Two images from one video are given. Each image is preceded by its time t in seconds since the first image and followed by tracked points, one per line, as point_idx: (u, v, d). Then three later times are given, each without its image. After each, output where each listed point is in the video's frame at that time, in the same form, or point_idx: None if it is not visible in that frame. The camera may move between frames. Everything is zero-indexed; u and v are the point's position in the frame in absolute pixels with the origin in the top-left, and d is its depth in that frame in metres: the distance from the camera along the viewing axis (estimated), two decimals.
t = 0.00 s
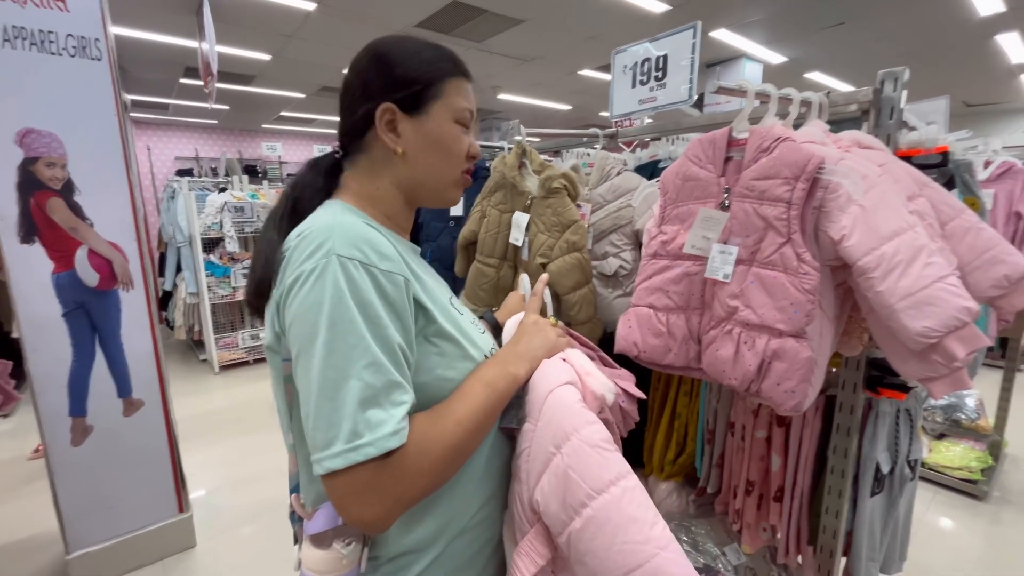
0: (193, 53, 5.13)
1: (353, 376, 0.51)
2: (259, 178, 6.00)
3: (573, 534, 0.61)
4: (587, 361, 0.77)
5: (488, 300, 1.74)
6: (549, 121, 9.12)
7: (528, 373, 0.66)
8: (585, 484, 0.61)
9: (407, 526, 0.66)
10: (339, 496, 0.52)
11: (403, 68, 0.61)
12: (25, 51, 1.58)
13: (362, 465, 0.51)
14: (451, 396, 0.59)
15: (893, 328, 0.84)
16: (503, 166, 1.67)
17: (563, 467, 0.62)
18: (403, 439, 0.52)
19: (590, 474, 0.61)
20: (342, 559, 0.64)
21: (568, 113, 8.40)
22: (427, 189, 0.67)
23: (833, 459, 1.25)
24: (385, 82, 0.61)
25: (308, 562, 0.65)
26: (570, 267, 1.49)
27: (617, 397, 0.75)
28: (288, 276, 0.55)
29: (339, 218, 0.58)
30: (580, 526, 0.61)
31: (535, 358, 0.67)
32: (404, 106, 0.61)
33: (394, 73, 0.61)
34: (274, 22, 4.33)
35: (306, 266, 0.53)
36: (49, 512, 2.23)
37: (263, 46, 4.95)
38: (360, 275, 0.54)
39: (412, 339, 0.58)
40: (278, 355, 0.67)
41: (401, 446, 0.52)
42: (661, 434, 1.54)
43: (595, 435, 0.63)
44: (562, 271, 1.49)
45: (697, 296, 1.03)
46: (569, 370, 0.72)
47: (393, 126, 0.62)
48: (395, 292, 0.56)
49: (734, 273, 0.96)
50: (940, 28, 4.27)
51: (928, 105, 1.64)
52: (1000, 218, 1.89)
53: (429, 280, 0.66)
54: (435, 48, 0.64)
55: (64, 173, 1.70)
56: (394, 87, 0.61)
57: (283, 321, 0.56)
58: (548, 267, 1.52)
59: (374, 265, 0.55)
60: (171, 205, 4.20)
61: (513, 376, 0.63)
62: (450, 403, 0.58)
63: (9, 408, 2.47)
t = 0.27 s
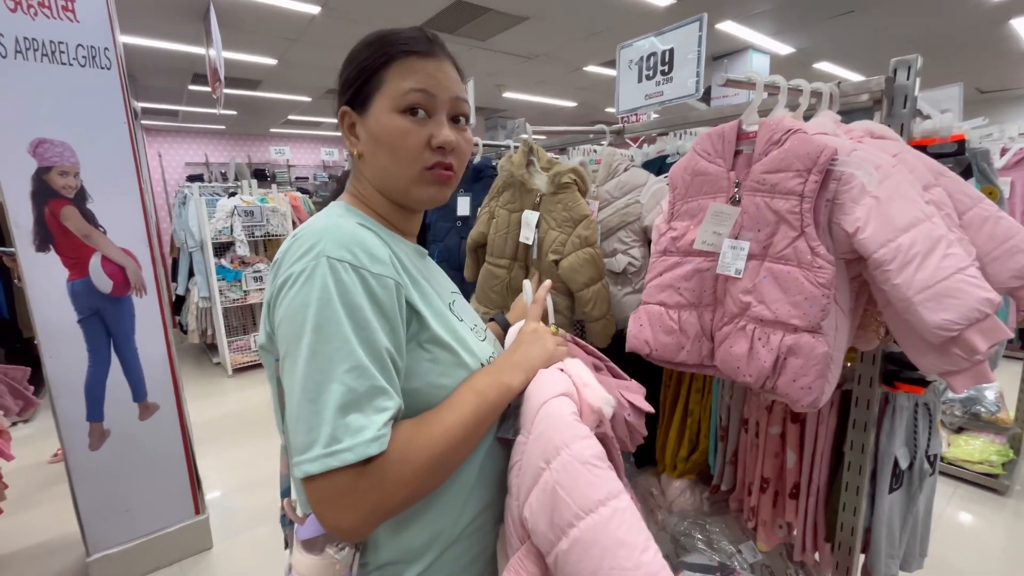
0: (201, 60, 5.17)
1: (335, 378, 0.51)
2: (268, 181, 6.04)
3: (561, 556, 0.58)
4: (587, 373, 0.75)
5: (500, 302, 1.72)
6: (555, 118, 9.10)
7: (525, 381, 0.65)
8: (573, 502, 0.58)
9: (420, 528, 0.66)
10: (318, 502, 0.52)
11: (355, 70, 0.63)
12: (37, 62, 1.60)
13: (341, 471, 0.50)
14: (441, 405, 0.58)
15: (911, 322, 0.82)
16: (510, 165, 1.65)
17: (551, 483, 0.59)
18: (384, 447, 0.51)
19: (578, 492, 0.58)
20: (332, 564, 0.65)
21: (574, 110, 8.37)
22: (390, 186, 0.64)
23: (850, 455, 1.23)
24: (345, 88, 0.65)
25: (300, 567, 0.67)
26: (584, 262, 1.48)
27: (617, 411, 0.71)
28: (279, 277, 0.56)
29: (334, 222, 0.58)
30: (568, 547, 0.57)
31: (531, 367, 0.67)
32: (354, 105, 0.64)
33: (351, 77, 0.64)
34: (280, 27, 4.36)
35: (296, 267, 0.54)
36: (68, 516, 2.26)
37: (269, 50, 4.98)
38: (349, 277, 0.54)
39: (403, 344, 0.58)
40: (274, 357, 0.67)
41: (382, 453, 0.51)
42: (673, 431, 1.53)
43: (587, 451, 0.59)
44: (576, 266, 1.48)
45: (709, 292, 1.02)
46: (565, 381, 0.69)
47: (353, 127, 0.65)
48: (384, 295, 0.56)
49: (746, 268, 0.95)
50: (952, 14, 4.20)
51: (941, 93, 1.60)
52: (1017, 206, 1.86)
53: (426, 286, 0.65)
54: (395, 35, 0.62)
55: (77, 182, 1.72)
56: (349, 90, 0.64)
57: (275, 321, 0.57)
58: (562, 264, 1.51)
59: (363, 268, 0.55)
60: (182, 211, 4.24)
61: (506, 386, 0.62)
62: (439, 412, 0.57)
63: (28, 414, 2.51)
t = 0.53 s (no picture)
0: (205, 78, 5.24)
1: (325, 390, 0.51)
2: (272, 196, 6.09)
3: None
4: (586, 390, 0.75)
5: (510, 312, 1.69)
6: (556, 127, 9.15)
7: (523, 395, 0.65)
8: (561, 525, 0.57)
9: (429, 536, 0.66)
10: (307, 513, 0.52)
11: (388, 77, 0.62)
12: (46, 83, 1.63)
13: (327, 484, 0.50)
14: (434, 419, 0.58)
15: (919, 322, 0.82)
16: (514, 173, 1.65)
17: (541, 503, 0.59)
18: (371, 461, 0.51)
19: (567, 514, 0.57)
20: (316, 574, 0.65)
21: (574, 119, 8.42)
22: (418, 199, 0.66)
23: (861, 458, 1.22)
24: (369, 92, 0.63)
25: None
26: (599, 265, 1.48)
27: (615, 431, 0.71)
28: (276, 287, 0.57)
29: (331, 232, 0.59)
30: (554, 571, 0.56)
31: (529, 382, 0.66)
32: (385, 113, 0.62)
33: (379, 83, 0.62)
34: (282, 44, 4.42)
35: (291, 277, 0.55)
36: (77, 534, 2.25)
37: (272, 67, 5.05)
38: (342, 288, 0.54)
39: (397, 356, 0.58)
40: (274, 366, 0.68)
41: (370, 467, 0.51)
42: (682, 437, 1.52)
43: (578, 472, 0.59)
44: (592, 270, 1.48)
45: (714, 296, 1.02)
46: (563, 399, 0.70)
47: (380, 135, 0.63)
48: (378, 307, 0.56)
49: (751, 271, 0.95)
50: (949, 16, 4.21)
51: (941, 94, 1.61)
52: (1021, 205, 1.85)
53: (424, 296, 0.65)
54: (423, 50, 0.64)
55: (85, 199, 1.73)
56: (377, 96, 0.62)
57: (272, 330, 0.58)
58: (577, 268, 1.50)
59: (357, 279, 0.55)
60: (188, 227, 4.28)
61: (502, 401, 0.61)
62: (431, 426, 0.56)
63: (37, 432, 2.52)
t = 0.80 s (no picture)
0: (213, 84, 5.29)
1: (341, 395, 0.51)
2: (281, 200, 6.13)
3: None
4: (599, 388, 0.75)
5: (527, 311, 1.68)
6: (562, 126, 9.13)
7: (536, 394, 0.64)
8: (576, 526, 0.58)
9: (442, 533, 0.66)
10: (326, 515, 0.52)
11: (459, 94, 0.62)
12: (59, 92, 1.65)
13: (346, 488, 0.51)
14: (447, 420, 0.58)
15: (935, 312, 0.81)
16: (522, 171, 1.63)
17: (556, 503, 0.60)
18: (389, 463, 0.52)
19: (584, 514, 0.58)
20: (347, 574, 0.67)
21: (580, 117, 8.39)
22: (449, 208, 0.70)
23: (877, 453, 1.21)
24: (434, 103, 0.61)
25: None
26: (618, 257, 1.49)
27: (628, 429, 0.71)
28: (286, 290, 0.56)
29: (339, 232, 0.58)
30: (570, 569, 0.58)
31: (543, 380, 0.66)
32: (460, 130, 0.64)
33: (449, 97, 0.62)
34: (289, 48, 4.45)
35: (302, 282, 0.54)
36: (95, 536, 2.28)
37: (278, 72, 5.09)
38: (354, 291, 0.54)
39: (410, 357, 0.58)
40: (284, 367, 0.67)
41: (388, 470, 0.51)
42: (693, 434, 1.50)
43: (593, 473, 0.60)
44: (614, 262, 1.49)
45: (724, 290, 1.01)
46: (577, 398, 0.70)
47: (450, 147, 0.64)
48: (391, 309, 0.56)
49: (761, 264, 0.94)
50: (960, 3, 4.15)
51: (952, 82, 1.59)
52: None
53: (435, 295, 0.65)
54: (461, 68, 0.66)
55: (99, 206, 1.76)
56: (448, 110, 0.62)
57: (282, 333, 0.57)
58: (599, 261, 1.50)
59: (369, 281, 0.55)
60: (199, 232, 4.32)
61: (516, 399, 0.61)
62: (444, 427, 0.56)
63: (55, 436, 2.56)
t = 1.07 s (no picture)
0: (212, 95, 5.32)
1: (377, 396, 0.51)
2: (280, 210, 6.15)
3: (602, 554, 0.58)
4: (611, 375, 0.76)
5: (527, 318, 1.68)
6: (559, 133, 9.18)
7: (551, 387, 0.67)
8: (611, 500, 0.59)
9: (442, 539, 0.66)
10: (365, 516, 0.52)
11: (468, 107, 0.63)
12: (60, 104, 1.66)
13: (387, 486, 0.51)
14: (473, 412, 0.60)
15: (933, 313, 0.81)
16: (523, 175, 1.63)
17: (589, 481, 0.60)
18: (428, 459, 0.52)
19: (616, 489, 0.59)
20: None
21: (577, 124, 8.44)
22: (455, 217, 0.71)
23: (879, 454, 1.21)
24: (445, 116, 0.62)
25: None
26: (621, 259, 1.50)
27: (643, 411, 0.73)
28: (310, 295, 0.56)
29: (360, 236, 0.58)
30: (609, 544, 0.58)
31: (557, 373, 0.69)
32: (469, 142, 0.65)
33: (460, 110, 0.63)
34: (287, 59, 4.48)
35: (328, 285, 0.54)
36: (95, 547, 2.27)
37: (277, 82, 5.11)
38: (381, 293, 0.54)
39: (434, 356, 0.58)
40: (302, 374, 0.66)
41: (426, 466, 0.52)
42: (694, 439, 1.50)
43: (621, 448, 0.61)
44: (615, 264, 1.50)
45: (724, 293, 1.01)
46: (592, 385, 0.71)
47: (459, 157, 0.64)
48: (416, 309, 0.56)
49: (761, 267, 0.94)
50: (952, 9, 4.19)
51: (946, 87, 1.60)
52: None
53: (450, 295, 0.66)
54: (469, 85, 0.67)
55: (99, 216, 1.76)
56: (458, 123, 0.63)
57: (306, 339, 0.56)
58: (602, 265, 1.51)
59: (394, 283, 0.55)
60: (198, 241, 4.32)
61: (536, 392, 0.64)
62: (473, 421, 0.58)
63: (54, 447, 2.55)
